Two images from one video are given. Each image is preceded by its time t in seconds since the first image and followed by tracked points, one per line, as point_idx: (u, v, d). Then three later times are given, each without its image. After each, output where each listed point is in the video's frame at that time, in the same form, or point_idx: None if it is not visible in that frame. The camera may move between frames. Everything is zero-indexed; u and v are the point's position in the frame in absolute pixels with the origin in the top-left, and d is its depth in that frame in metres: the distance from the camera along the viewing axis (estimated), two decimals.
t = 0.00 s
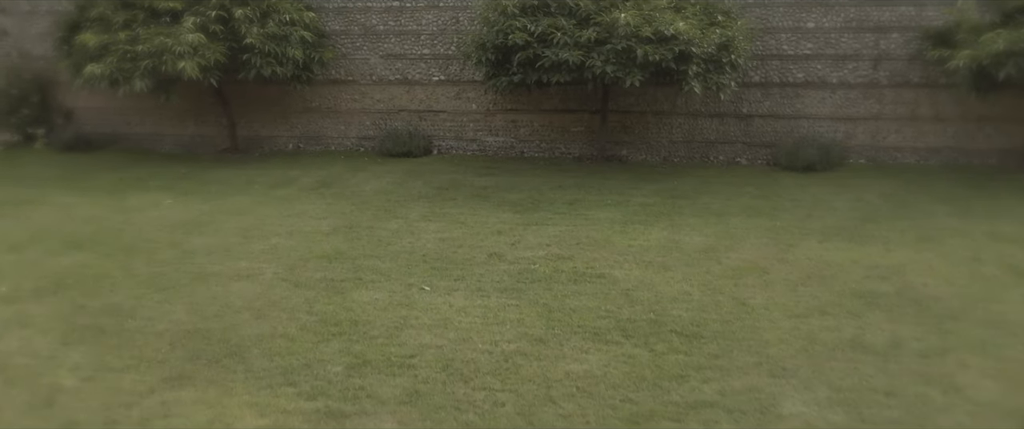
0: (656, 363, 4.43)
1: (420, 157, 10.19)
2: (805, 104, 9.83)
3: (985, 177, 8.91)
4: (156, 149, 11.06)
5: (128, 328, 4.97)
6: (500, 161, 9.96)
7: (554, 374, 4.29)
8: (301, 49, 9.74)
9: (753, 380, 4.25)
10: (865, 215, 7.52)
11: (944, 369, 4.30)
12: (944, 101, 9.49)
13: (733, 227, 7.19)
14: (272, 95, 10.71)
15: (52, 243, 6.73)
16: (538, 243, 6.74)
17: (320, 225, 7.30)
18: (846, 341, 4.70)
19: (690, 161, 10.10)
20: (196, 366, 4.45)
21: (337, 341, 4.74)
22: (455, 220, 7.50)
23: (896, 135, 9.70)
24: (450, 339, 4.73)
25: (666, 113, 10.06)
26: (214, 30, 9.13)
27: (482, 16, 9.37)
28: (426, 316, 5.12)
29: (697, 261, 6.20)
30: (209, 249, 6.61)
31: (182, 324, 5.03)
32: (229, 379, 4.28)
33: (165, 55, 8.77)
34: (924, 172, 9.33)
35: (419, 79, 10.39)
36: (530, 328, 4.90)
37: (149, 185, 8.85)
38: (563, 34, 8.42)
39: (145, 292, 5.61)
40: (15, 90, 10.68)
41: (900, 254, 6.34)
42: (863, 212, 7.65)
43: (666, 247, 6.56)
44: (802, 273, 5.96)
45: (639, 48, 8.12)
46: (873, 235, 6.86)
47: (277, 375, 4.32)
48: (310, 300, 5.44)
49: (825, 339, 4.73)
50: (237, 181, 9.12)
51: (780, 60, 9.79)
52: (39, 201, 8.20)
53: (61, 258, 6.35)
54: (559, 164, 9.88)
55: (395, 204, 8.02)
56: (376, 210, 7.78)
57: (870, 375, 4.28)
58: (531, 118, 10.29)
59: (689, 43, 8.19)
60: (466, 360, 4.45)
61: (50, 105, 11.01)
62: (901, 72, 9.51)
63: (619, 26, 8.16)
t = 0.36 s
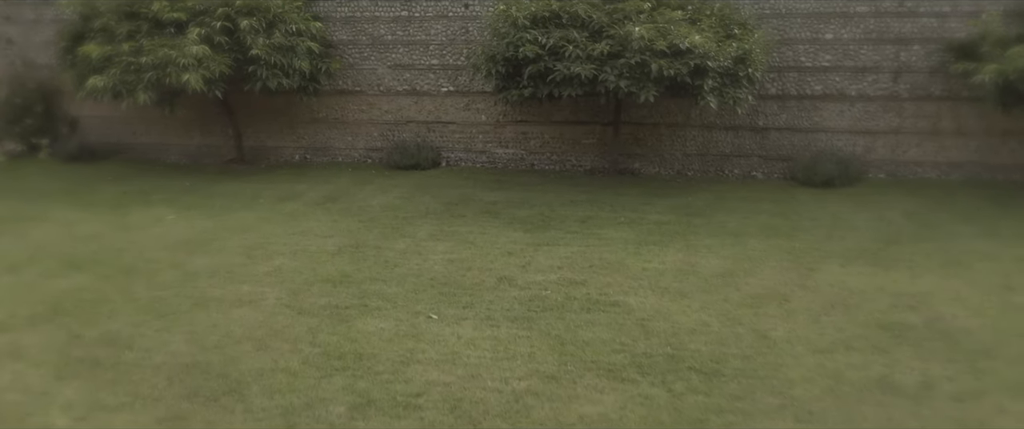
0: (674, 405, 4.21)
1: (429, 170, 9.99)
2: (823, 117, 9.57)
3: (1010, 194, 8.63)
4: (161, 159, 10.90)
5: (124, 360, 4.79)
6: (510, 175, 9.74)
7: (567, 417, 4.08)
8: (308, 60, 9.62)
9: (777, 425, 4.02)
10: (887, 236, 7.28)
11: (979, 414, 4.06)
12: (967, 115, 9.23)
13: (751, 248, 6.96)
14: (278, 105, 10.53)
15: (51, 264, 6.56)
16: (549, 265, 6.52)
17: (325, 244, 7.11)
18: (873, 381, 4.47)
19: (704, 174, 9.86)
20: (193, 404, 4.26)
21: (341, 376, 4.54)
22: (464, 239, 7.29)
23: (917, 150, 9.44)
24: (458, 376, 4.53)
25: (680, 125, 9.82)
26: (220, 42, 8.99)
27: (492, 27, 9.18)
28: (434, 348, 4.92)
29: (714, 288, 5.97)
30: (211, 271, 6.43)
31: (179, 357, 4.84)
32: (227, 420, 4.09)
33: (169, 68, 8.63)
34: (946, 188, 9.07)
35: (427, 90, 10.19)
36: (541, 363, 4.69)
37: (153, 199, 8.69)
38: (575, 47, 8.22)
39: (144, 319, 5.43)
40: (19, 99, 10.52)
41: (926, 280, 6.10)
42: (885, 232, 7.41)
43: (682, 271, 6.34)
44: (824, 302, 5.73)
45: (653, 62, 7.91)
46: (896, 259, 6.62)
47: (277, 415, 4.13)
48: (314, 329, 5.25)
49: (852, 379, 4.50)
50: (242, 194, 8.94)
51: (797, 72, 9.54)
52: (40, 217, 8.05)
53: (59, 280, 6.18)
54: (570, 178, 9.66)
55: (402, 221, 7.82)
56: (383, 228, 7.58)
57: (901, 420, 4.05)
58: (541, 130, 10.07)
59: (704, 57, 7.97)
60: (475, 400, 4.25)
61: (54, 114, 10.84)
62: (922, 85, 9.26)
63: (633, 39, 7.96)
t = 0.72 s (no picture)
0: None
1: (439, 182, 9.77)
2: (845, 130, 9.30)
3: None
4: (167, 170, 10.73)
5: (118, 394, 4.58)
6: (522, 188, 9.51)
7: None
8: (315, 70, 9.44)
9: None
10: (913, 257, 7.00)
11: None
12: (994, 128, 8.94)
13: (773, 270, 6.69)
14: (285, 115, 10.34)
15: (48, 284, 6.36)
16: (562, 288, 6.28)
17: (331, 264, 6.89)
18: (908, 424, 4.21)
19: (721, 188, 9.59)
20: None
21: (344, 414, 4.31)
22: (474, 258, 7.05)
23: (942, 164, 9.17)
24: (468, 415, 4.30)
25: (697, 138, 9.55)
26: (225, 52, 8.84)
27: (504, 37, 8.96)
28: (442, 382, 4.68)
29: (736, 315, 5.72)
30: (212, 292, 6.21)
31: (176, 390, 4.63)
32: None
33: (174, 79, 8.50)
34: (972, 204, 8.77)
35: (437, 100, 9.97)
36: (556, 401, 4.45)
37: (156, 213, 8.51)
38: (589, 59, 7.99)
39: (141, 347, 5.22)
40: (23, 108, 10.49)
41: (958, 308, 5.82)
42: (911, 253, 7.12)
43: (702, 296, 6.08)
44: (851, 332, 5.46)
45: (670, 75, 7.65)
46: (925, 284, 6.34)
47: None
48: (317, 360, 5.02)
49: (885, 421, 4.24)
50: (246, 208, 8.74)
51: (818, 83, 9.26)
52: (41, 232, 7.87)
53: (56, 302, 5.98)
54: (583, 192, 9.42)
55: (411, 238, 7.59)
56: (391, 246, 7.35)
57: None
58: (554, 142, 9.83)
59: (723, 69, 7.71)
60: None
61: (59, 123, 10.71)
62: (947, 97, 8.97)
63: (649, 51, 7.70)
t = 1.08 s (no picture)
0: None
1: (449, 194, 9.54)
2: (869, 142, 9.00)
3: None
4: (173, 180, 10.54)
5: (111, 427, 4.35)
6: (534, 201, 9.25)
7: None
8: (323, 79, 9.23)
9: None
10: (943, 280, 6.69)
11: None
12: None
13: (797, 293, 6.40)
14: (293, 124, 10.13)
15: (46, 304, 6.16)
16: (577, 311, 6.02)
17: (337, 283, 6.65)
18: None
19: (740, 201, 9.31)
20: None
21: None
22: (485, 277, 6.80)
23: (970, 178, 8.83)
24: None
25: (715, 150, 9.26)
26: (231, 61, 8.64)
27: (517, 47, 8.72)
28: (451, 418, 4.43)
29: (760, 343, 5.44)
30: (214, 314, 5.99)
31: (172, 424, 4.40)
32: None
33: (178, 89, 8.31)
34: (1002, 220, 8.44)
35: (448, 110, 9.74)
36: None
37: (160, 226, 8.31)
38: (605, 70, 7.74)
39: (138, 375, 5.00)
40: (28, 117, 10.31)
41: (994, 337, 5.51)
42: (941, 275, 6.82)
43: (724, 321, 5.80)
44: (883, 362, 5.17)
45: (689, 87, 7.38)
46: (958, 309, 6.04)
47: None
48: (320, 390, 4.78)
49: None
50: (252, 221, 8.52)
51: (841, 94, 8.96)
52: (41, 246, 7.68)
53: (53, 324, 5.77)
54: (598, 205, 9.15)
55: (421, 255, 7.35)
56: (399, 264, 7.11)
57: None
58: (568, 153, 9.57)
59: (744, 81, 7.43)
60: None
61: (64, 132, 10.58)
62: (976, 108, 8.65)
63: (668, 62, 7.43)
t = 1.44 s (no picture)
0: None
1: (462, 206, 9.28)
2: (897, 155, 8.67)
3: None
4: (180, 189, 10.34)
5: None
6: (549, 214, 8.98)
7: None
8: (333, 88, 9.00)
9: None
10: (980, 304, 6.36)
11: None
12: None
13: (826, 318, 6.09)
14: (303, 133, 9.90)
15: (43, 326, 5.95)
16: (595, 337, 5.74)
17: (345, 304, 6.40)
18: None
19: (762, 216, 8.99)
20: None
21: None
22: (499, 298, 6.53)
23: (1003, 193, 8.46)
24: None
25: (736, 162, 8.96)
26: (239, 69, 8.47)
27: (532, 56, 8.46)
28: None
29: (789, 375, 5.14)
30: (216, 338, 5.75)
31: None
32: None
33: (184, 98, 8.12)
34: None
35: (461, 119, 9.48)
36: None
37: (165, 240, 8.10)
38: (624, 81, 7.47)
39: (135, 405, 4.77)
40: (34, 125, 10.22)
41: None
42: (977, 299, 6.48)
43: (750, 350, 5.51)
44: (921, 397, 4.86)
45: (712, 100, 7.09)
46: (998, 338, 5.71)
47: None
48: (324, 425, 4.53)
49: None
50: (258, 234, 8.29)
51: (868, 105, 8.64)
52: (42, 261, 7.48)
53: (50, 348, 5.56)
54: (614, 219, 8.86)
55: (433, 274, 7.08)
56: (409, 283, 6.85)
57: None
58: (584, 164, 9.29)
59: (769, 93, 7.13)
60: None
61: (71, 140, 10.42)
62: (1010, 120, 8.29)
63: (689, 73, 7.14)
